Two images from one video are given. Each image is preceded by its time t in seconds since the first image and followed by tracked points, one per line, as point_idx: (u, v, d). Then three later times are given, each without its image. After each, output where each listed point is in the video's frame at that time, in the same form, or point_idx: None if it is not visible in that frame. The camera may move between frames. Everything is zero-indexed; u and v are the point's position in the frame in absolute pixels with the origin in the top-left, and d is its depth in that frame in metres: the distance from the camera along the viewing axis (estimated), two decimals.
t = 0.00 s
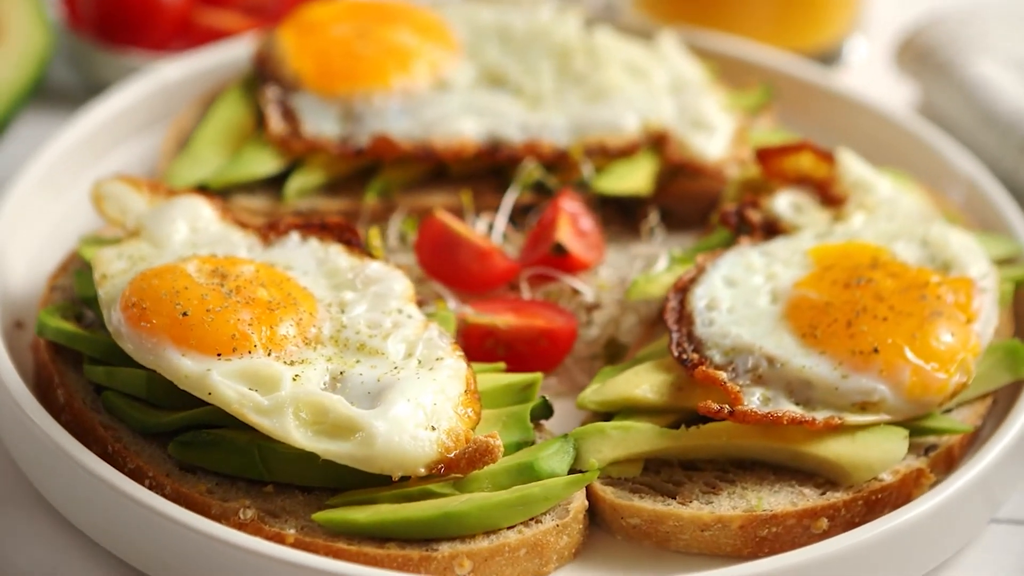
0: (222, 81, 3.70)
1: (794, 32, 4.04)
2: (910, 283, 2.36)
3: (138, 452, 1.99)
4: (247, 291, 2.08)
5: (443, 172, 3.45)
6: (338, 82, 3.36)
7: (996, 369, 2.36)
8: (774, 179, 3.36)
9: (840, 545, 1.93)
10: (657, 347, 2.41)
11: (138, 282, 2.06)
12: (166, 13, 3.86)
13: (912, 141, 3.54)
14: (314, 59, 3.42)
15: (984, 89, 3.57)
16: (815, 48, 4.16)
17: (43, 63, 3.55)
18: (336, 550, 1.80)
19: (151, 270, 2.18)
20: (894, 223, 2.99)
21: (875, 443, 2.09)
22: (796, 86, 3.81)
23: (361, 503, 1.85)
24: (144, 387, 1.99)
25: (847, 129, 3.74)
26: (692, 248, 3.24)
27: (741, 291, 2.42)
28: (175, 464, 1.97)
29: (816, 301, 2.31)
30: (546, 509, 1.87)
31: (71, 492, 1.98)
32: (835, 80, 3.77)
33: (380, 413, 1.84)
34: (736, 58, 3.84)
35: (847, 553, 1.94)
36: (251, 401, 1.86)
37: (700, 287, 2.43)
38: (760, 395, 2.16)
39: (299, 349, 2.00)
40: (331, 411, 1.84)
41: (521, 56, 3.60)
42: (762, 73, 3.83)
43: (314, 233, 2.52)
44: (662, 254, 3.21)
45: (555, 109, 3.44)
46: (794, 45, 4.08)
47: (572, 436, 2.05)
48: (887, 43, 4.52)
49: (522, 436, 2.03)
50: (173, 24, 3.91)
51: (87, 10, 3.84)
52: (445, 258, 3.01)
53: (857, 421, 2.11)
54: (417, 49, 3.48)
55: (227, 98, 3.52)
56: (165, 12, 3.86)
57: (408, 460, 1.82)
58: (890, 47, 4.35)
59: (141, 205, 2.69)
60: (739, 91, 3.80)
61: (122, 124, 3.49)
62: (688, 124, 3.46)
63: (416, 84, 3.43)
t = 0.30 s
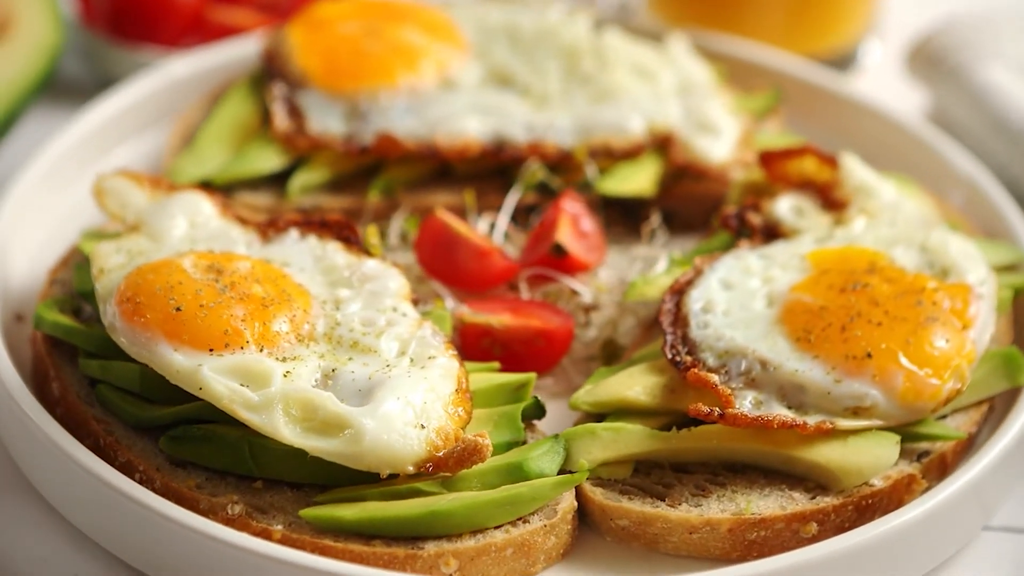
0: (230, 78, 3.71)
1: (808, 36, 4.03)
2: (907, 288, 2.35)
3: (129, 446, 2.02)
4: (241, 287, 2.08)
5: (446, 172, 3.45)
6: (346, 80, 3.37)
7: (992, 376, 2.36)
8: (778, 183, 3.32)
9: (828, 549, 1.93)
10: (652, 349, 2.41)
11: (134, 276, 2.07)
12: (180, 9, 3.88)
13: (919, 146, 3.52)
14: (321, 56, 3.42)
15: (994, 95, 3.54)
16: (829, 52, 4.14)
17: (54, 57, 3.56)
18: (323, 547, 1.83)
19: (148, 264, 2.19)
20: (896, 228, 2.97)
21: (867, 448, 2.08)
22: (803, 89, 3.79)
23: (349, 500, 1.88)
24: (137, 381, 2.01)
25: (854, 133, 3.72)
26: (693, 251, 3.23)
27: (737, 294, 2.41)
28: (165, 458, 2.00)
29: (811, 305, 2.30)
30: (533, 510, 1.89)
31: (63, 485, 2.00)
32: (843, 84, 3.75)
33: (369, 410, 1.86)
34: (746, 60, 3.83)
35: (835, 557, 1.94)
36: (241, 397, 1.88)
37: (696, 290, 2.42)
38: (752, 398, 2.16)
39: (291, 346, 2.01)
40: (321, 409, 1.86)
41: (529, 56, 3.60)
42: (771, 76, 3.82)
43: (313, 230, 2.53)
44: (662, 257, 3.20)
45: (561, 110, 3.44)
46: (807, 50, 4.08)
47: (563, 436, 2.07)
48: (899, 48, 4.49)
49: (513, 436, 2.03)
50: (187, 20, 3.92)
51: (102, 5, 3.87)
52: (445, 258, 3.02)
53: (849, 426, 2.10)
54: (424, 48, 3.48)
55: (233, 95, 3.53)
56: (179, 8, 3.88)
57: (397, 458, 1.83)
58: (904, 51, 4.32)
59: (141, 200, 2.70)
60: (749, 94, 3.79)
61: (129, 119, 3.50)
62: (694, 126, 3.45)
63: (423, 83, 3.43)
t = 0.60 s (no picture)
0: (237, 76, 3.72)
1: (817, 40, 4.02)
2: (904, 293, 2.34)
3: (122, 440, 2.03)
4: (237, 284, 2.09)
5: (449, 172, 3.45)
6: (352, 78, 3.38)
7: (988, 383, 2.35)
8: (780, 186, 3.31)
9: (816, 553, 1.93)
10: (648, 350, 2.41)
11: (131, 271, 2.08)
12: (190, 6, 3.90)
13: (925, 151, 3.50)
14: (327, 54, 3.43)
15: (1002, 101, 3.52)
16: (841, 56, 4.11)
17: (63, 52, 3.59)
18: (312, 544, 1.84)
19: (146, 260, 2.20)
20: (899, 232, 2.95)
21: (859, 453, 2.08)
22: (809, 93, 3.79)
23: (338, 498, 1.88)
24: (132, 376, 2.02)
25: (860, 137, 3.71)
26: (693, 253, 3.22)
27: (734, 297, 2.41)
28: (157, 454, 2.01)
29: (807, 308, 2.30)
30: (522, 509, 1.90)
31: (57, 478, 2.01)
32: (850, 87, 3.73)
33: (360, 408, 1.87)
34: (753, 63, 3.82)
35: (824, 562, 1.94)
36: (233, 393, 1.89)
37: (693, 292, 2.42)
38: (745, 401, 2.16)
39: (285, 343, 2.02)
40: (312, 406, 1.87)
41: (536, 57, 3.60)
42: (778, 79, 3.81)
43: (312, 227, 2.53)
44: (662, 258, 3.19)
45: (566, 110, 3.44)
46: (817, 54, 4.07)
47: (555, 437, 2.07)
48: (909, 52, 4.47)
49: (505, 436, 2.04)
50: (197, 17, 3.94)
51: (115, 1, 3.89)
52: (444, 257, 3.02)
53: (841, 430, 2.10)
54: (431, 48, 3.48)
55: (238, 93, 3.55)
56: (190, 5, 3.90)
57: (387, 456, 1.84)
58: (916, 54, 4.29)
59: (142, 195, 2.71)
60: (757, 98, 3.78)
61: (137, 115, 3.51)
62: (699, 129, 3.44)
63: (428, 82, 3.43)
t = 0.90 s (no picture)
0: (245, 73, 3.73)
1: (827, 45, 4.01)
2: (901, 298, 2.34)
3: (114, 434, 2.05)
4: (232, 279, 2.09)
5: (453, 171, 3.45)
6: (358, 76, 3.39)
7: (983, 390, 2.34)
8: (783, 189, 3.30)
9: (803, 557, 1.94)
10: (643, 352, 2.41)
11: (128, 266, 2.09)
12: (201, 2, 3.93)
13: (931, 157, 3.49)
14: (334, 52, 3.44)
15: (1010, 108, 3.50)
16: (850, 61, 4.10)
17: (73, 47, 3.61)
18: (300, 540, 1.86)
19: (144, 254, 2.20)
20: (901, 236, 2.93)
21: (850, 457, 2.08)
22: (816, 96, 3.78)
23: (327, 495, 1.90)
24: (126, 370, 2.04)
25: (866, 141, 3.70)
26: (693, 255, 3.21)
27: (730, 299, 2.41)
28: (149, 448, 2.02)
29: (802, 312, 2.29)
30: (511, 509, 1.91)
31: (49, 472, 2.03)
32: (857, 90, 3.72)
33: (350, 406, 1.88)
34: (762, 66, 3.82)
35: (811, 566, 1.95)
36: (223, 389, 1.90)
37: (690, 294, 2.41)
38: (737, 404, 2.16)
39: (278, 340, 2.03)
40: (301, 403, 1.88)
41: (544, 58, 3.60)
42: (785, 82, 3.80)
43: (311, 224, 2.54)
44: (662, 260, 3.18)
45: (572, 111, 3.44)
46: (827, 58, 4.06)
47: (546, 437, 2.08)
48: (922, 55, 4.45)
49: (496, 435, 2.04)
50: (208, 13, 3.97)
51: None
52: (444, 256, 3.02)
53: (833, 434, 2.10)
54: (438, 47, 3.49)
55: (244, 90, 3.56)
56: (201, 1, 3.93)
57: (376, 454, 1.85)
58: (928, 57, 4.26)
59: (144, 190, 2.72)
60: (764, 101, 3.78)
61: (145, 110, 3.53)
62: (704, 131, 3.44)
63: (435, 81, 3.44)
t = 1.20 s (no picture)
0: (252, 71, 3.74)
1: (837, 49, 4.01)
2: (898, 302, 2.33)
3: (108, 429, 2.06)
4: (228, 276, 2.10)
5: (456, 171, 3.46)
6: (365, 74, 3.39)
7: (979, 396, 2.34)
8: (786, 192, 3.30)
9: (791, 560, 1.94)
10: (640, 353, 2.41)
11: (125, 261, 2.10)
12: None
13: (936, 161, 3.47)
14: (341, 50, 3.45)
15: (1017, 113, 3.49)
16: (856, 64, 4.08)
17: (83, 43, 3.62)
18: (289, 537, 1.87)
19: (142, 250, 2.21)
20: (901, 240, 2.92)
21: (842, 461, 2.08)
22: (823, 99, 3.78)
23: (318, 492, 1.91)
24: (121, 365, 2.05)
25: (872, 144, 3.69)
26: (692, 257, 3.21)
27: (727, 302, 2.40)
28: (141, 443, 2.04)
29: (798, 315, 2.29)
30: (500, 509, 1.92)
31: (41, 466, 2.05)
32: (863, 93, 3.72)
33: (341, 404, 1.89)
34: (769, 69, 3.81)
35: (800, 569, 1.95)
36: (215, 385, 1.91)
37: (686, 296, 2.41)
38: (730, 407, 2.16)
39: (272, 337, 2.03)
40: (293, 400, 1.89)
41: (551, 58, 3.61)
42: (793, 85, 3.80)
43: (310, 222, 2.54)
44: (661, 262, 3.18)
45: (577, 112, 3.44)
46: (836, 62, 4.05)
47: (538, 437, 2.09)
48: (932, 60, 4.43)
49: (488, 435, 2.05)
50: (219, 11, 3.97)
51: None
52: (444, 255, 3.02)
53: (825, 438, 2.10)
54: (445, 47, 3.49)
55: (250, 88, 3.57)
56: None
57: (367, 452, 1.86)
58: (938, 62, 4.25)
59: (145, 186, 2.73)
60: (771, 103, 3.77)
61: (152, 107, 3.54)
62: (709, 134, 3.44)
63: (440, 80, 3.44)
